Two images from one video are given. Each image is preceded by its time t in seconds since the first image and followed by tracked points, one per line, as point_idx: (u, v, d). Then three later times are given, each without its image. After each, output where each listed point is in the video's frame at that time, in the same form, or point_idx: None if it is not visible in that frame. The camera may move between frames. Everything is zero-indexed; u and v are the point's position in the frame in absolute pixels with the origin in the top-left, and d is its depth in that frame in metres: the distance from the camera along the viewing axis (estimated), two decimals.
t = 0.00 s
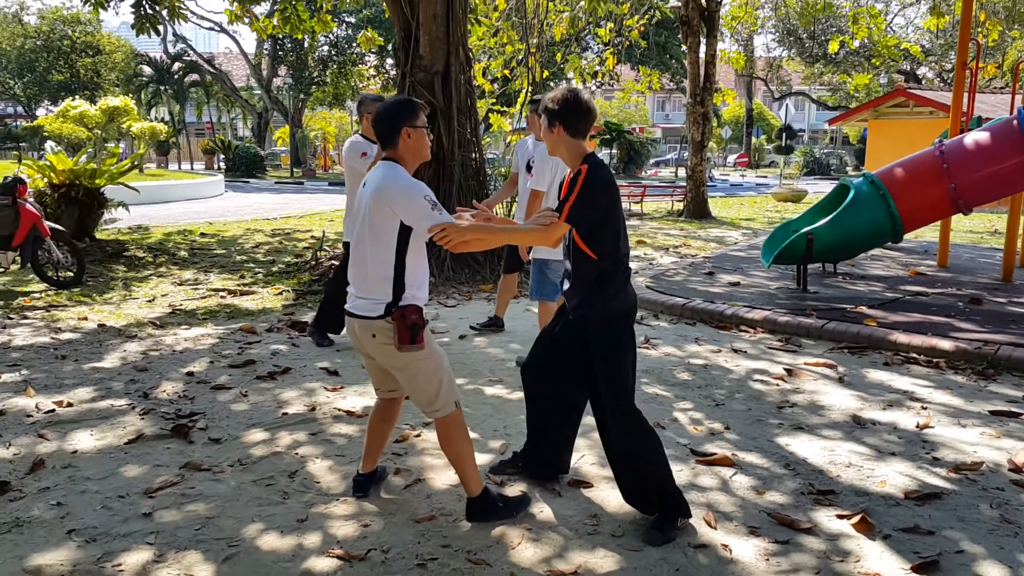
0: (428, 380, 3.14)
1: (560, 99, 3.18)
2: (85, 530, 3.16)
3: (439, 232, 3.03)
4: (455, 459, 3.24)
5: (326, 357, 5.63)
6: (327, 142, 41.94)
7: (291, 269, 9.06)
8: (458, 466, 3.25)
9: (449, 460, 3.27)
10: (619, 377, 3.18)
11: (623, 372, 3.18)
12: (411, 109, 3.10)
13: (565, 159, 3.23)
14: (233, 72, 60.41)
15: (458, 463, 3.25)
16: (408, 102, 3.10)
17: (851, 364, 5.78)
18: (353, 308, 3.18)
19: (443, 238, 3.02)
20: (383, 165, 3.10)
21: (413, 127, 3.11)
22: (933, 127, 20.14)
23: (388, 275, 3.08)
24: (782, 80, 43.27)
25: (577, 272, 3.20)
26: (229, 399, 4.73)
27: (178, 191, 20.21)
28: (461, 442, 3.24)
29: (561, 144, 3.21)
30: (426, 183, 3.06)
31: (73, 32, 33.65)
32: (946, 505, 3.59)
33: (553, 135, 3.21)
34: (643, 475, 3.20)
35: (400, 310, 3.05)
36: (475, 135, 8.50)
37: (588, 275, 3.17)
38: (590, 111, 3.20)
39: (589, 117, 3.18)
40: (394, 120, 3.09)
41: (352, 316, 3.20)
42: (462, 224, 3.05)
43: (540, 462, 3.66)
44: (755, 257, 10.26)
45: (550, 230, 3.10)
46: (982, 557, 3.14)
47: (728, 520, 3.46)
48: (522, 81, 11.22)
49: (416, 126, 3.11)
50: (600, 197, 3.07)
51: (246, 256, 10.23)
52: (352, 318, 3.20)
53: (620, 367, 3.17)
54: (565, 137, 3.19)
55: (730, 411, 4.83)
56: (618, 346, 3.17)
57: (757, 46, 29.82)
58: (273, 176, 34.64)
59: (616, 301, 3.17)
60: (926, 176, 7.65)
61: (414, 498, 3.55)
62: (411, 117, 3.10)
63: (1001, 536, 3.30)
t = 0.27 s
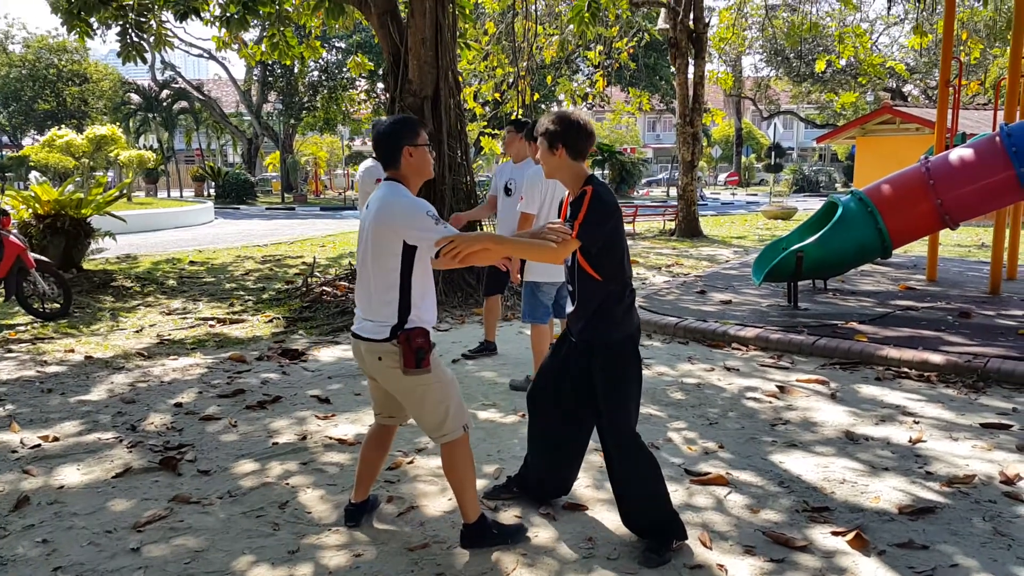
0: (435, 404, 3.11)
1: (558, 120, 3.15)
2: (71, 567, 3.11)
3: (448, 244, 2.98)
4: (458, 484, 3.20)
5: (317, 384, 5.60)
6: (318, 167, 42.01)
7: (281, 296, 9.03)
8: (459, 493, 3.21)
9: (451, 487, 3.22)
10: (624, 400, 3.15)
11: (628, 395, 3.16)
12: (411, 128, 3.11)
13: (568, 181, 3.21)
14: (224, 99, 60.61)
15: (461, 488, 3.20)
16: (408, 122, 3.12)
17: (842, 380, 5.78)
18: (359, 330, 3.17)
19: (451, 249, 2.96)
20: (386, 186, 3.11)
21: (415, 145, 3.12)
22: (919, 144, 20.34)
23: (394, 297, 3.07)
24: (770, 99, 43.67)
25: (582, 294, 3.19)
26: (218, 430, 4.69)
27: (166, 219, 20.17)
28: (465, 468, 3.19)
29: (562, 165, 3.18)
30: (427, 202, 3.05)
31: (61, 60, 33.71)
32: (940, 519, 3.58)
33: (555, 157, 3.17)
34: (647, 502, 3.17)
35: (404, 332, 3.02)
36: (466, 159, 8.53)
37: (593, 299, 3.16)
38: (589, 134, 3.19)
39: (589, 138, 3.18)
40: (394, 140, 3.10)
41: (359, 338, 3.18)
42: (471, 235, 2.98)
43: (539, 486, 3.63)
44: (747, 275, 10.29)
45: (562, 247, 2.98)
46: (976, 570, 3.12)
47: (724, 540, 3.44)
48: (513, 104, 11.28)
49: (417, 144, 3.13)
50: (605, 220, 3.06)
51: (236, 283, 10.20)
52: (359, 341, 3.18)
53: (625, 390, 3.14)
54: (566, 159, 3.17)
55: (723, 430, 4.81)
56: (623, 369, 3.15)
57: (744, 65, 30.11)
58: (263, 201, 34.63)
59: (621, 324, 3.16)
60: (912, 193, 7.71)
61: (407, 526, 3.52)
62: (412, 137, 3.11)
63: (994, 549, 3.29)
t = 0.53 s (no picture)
0: (443, 403, 3.07)
1: (566, 120, 3.11)
2: (51, 568, 3.05)
3: (461, 244, 2.92)
4: (456, 486, 3.15)
5: (303, 384, 5.54)
6: (306, 166, 41.81)
7: (267, 295, 8.96)
8: (454, 494, 3.17)
9: (447, 488, 3.17)
10: (627, 404, 3.11)
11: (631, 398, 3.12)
12: (427, 117, 3.06)
13: (572, 181, 3.17)
14: (211, 96, 60.21)
15: (457, 491, 3.16)
16: (424, 111, 3.06)
17: (829, 381, 5.78)
18: (375, 321, 3.13)
19: (463, 249, 2.91)
20: (402, 176, 3.06)
21: (431, 134, 3.07)
22: (906, 149, 20.47)
23: (410, 289, 3.03)
24: (758, 103, 43.87)
25: (587, 295, 3.16)
26: (203, 429, 4.63)
27: (150, 217, 19.98)
28: (465, 469, 3.15)
29: (568, 166, 3.15)
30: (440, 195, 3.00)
31: (44, 54, 33.23)
32: (924, 519, 3.57)
33: (563, 156, 3.14)
34: (642, 508, 3.15)
35: (421, 325, 2.98)
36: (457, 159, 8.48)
37: (599, 300, 3.14)
38: (597, 135, 3.17)
39: (596, 139, 3.14)
40: (408, 129, 3.05)
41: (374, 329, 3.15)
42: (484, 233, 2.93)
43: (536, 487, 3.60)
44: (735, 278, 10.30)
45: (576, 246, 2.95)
46: (957, 569, 3.11)
47: (712, 540, 3.41)
48: (503, 104, 11.25)
49: (433, 133, 3.07)
50: (612, 221, 3.03)
51: (221, 282, 10.11)
52: (373, 333, 3.15)
53: (627, 393, 3.11)
54: (574, 159, 3.14)
55: (711, 431, 4.79)
56: (626, 372, 3.12)
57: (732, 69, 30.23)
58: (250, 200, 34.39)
59: (626, 326, 3.13)
60: (899, 198, 7.74)
61: (396, 526, 3.47)
62: (427, 125, 3.06)
63: (976, 549, 3.28)
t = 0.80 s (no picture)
0: (436, 393, 3.10)
1: (555, 107, 3.13)
2: (39, 564, 3.04)
3: (448, 245, 2.91)
4: (449, 475, 3.19)
5: (287, 378, 5.54)
6: (285, 161, 41.54)
7: (249, 289, 8.93)
8: (445, 482, 3.19)
9: (435, 479, 3.21)
10: (615, 397, 3.15)
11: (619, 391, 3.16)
12: (414, 106, 3.07)
13: (557, 171, 3.19)
14: (187, 90, 59.60)
15: (449, 479, 3.19)
16: (412, 100, 3.07)
17: (811, 368, 5.85)
18: (366, 309, 3.13)
19: (450, 250, 2.90)
20: (393, 166, 3.07)
21: (418, 123, 3.08)
22: (883, 136, 20.67)
23: (405, 278, 3.04)
24: (736, 93, 44.08)
25: (575, 287, 3.16)
26: (187, 424, 4.62)
27: (128, 213, 19.78)
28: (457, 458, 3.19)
29: (553, 155, 3.18)
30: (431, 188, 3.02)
31: (17, 50, 32.55)
32: (909, 504, 3.64)
33: (547, 145, 3.16)
34: (629, 503, 3.20)
35: (419, 313, 3.01)
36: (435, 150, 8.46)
37: (587, 293, 3.14)
38: (582, 124, 3.18)
39: (581, 129, 3.17)
40: (396, 118, 3.07)
41: (365, 317, 3.14)
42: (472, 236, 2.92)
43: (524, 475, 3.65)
44: (716, 266, 10.38)
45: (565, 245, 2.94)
46: (944, 553, 3.18)
47: (698, 527, 3.46)
48: (482, 96, 11.23)
49: (421, 122, 3.08)
50: (600, 215, 3.02)
51: (202, 277, 10.06)
52: (365, 321, 3.14)
53: (615, 386, 3.14)
54: (559, 149, 3.16)
55: (695, 418, 4.85)
56: (614, 365, 3.15)
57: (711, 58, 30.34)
58: (229, 195, 34.12)
59: (613, 318, 3.16)
60: (879, 184, 7.82)
61: (383, 517, 3.49)
62: (415, 115, 3.07)
63: (962, 532, 3.35)
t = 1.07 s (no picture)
0: (429, 397, 3.08)
1: (546, 111, 3.13)
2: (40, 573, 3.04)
3: (427, 257, 2.94)
4: (443, 480, 3.16)
5: (289, 384, 5.53)
6: (288, 166, 41.60)
7: (252, 295, 8.93)
8: (439, 488, 3.17)
9: (430, 484, 3.19)
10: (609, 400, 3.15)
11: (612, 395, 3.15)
12: (401, 110, 3.06)
13: (550, 173, 3.15)
14: (191, 97, 59.75)
15: (442, 485, 3.16)
16: (400, 104, 3.06)
17: (815, 369, 5.83)
18: (360, 314, 3.14)
19: (428, 263, 2.93)
20: (382, 171, 3.07)
21: (404, 127, 3.07)
22: (885, 136, 20.63)
23: (395, 283, 3.04)
24: (738, 95, 44.07)
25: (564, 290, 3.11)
26: (189, 431, 4.61)
27: (132, 220, 19.82)
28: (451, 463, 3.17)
29: (545, 158, 3.14)
30: (417, 194, 3.02)
31: (22, 58, 32.60)
32: (914, 505, 3.61)
33: (540, 147, 3.13)
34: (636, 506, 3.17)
35: (409, 317, 3.00)
36: (438, 153, 8.44)
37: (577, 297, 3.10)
38: (576, 129, 3.18)
39: (575, 133, 3.16)
40: (382, 122, 3.06)
41: (359, 321, 3.15)
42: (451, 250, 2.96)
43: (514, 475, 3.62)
44: (719, 268, 10.36)
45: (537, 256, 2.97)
46: (949, 554, 3.15)
47: (702, 530, 3.44)
48: (484, 100, 11.24)
49: (407, 126, 3.07)
50: (589, 218, 3.00)
51: (205, 283, 10.06)
52: (359, 325, 3.15)
53: (608, 391, 3.13)
54: (551, 151, 3.13)
55: (699, 421, 4.83)
56: (606, 367, 3.14)
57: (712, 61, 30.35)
58: (232, 201, 34.16)
59: (603, 321, 3.13)
60: (882, 185, 7.79)
61: (385, 524, 3.48)
62: (401, 119, 3.06)
63: (967, 532, 3.33)
